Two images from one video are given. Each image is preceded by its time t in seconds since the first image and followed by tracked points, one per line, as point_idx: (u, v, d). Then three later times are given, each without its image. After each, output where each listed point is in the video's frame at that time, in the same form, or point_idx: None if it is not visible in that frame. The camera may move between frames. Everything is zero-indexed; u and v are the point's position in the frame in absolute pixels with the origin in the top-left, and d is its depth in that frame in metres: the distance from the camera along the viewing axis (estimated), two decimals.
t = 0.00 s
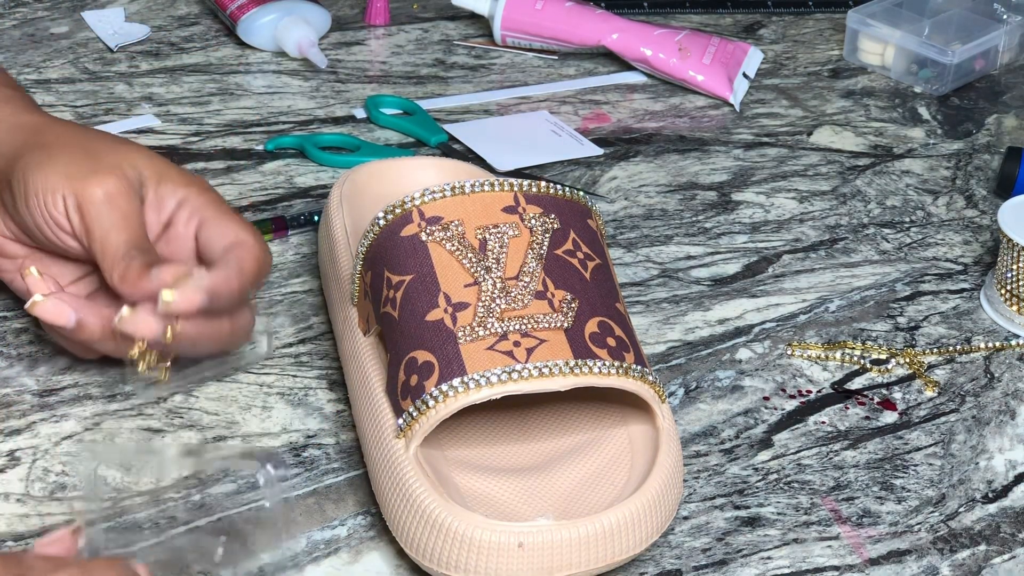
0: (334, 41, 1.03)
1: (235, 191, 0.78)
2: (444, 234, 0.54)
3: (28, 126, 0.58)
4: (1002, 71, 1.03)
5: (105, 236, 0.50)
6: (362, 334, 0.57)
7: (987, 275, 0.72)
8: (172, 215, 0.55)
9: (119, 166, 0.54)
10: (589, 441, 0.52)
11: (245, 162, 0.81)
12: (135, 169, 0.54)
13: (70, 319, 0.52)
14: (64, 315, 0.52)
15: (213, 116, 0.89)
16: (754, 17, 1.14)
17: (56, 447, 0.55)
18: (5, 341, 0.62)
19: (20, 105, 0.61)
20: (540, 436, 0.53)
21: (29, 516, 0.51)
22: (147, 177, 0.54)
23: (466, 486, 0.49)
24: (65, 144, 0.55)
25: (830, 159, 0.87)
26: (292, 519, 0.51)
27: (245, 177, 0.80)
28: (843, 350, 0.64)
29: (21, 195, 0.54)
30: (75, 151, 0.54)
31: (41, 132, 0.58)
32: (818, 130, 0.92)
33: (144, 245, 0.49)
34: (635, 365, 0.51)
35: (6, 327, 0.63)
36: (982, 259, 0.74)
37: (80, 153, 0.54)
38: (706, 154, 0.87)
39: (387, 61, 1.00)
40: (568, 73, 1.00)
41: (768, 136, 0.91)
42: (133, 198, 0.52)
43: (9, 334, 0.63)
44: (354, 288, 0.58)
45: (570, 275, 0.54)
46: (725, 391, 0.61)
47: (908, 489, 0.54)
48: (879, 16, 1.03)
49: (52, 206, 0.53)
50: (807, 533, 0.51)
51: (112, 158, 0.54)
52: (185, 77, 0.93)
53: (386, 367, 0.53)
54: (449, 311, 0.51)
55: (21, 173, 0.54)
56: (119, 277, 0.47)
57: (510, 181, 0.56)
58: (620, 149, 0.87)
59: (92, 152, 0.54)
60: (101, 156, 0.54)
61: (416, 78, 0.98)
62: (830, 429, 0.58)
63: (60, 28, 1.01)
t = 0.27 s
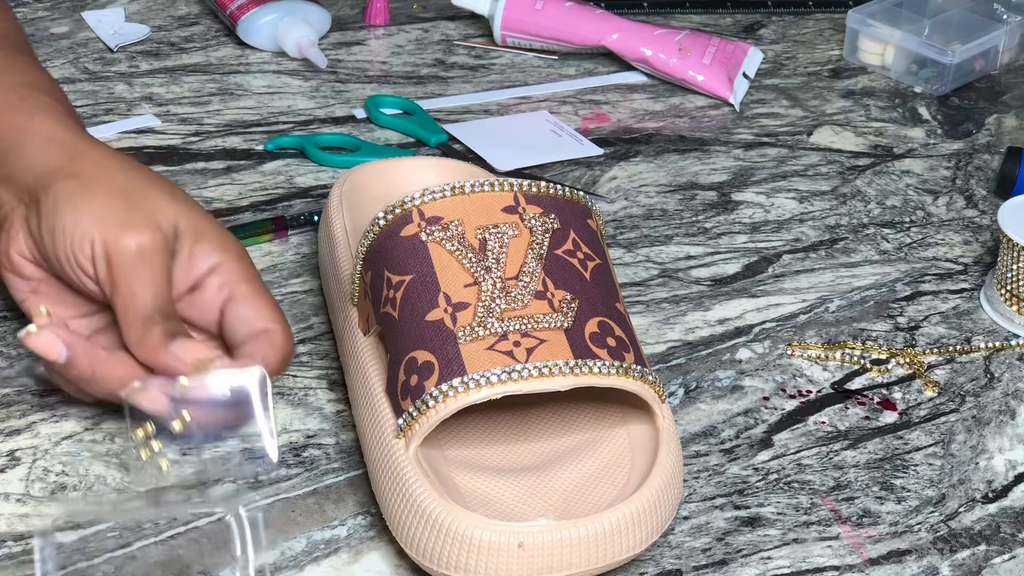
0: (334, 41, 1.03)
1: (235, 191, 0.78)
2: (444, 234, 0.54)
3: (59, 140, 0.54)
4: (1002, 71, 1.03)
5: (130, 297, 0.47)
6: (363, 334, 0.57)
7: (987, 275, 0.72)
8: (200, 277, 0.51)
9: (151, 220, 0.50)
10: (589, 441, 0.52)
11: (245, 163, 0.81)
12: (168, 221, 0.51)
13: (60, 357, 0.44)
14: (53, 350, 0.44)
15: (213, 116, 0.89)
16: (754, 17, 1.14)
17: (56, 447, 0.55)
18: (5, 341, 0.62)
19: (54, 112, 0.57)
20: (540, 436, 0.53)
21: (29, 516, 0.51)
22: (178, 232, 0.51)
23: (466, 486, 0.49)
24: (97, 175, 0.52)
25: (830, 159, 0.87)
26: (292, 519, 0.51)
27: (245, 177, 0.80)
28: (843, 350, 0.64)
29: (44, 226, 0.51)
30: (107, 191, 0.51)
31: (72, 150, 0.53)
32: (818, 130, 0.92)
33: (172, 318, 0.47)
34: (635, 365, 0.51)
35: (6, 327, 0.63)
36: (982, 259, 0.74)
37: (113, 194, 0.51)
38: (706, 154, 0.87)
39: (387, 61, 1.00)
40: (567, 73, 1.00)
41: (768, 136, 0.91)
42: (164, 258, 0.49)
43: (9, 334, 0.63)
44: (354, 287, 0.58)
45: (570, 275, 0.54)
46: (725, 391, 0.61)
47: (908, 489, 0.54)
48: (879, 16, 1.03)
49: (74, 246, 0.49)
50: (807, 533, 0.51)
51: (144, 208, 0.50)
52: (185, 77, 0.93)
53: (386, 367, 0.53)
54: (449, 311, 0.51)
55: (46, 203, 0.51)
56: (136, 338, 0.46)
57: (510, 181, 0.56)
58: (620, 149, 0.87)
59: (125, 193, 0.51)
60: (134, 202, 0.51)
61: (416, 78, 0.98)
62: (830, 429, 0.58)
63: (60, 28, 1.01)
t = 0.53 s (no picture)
0: (334, 41, 1.03)
1: (235, 191, 0.78)
2: (444, 234, 0.54)
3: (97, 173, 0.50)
4: (1002, 71, 1.03)
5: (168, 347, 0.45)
6: (363, 333, 0.57)
7: (987, 275, 0.72)
8: (242, 323, 0.49)
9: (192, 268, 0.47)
10: (589, 441, 0.52)
11: (245, 163, 0.81)
12: (208, 263, 0.48)
13: (89, 418, 0.47)
14: (82, 414, 0.47)
15: (213, 116, 0.89)
16: (754, 17, 1.14)
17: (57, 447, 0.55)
18: (5, 341, 0.62)
19: (92, 136, 0.52)
20: (540, 436, 0.53)
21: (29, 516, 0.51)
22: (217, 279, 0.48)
23: (466, 485, 0.49)
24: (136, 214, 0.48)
25: (830, 159, 0.87)
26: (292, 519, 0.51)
27: (245, 177, 0.80)
28: (843, 350, 0.64)
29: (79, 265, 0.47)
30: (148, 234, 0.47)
31: (111, 181, 0.50)
32: (818, 130, 0.92)
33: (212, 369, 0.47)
34: (635, 365, 0.51)
35: (7, 327, 0.63)
36: (982, 259, 0.74)
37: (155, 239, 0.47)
38: (706, 154, 0.87)
39: (386, 61, 1.00)
40: (567, 73, 1.00)
41: (768, 136, 0.91)
42: (204, 310, 0.47)
43: (9, 334, 0.63)
44: (354, 287, 0.58)
45: (570, 275, 0.54)
46: (725, 391, 0.61)
47: (908, 489, 0.54)
48: (879, 16, 1.03)
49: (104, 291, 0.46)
50: (807, 533, 0.51)
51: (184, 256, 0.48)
52: (185, 77, 0.93)
53: (386, 367, 0.53)
54: (449, 311, 0.51)
55: (83, 241, 0.47)
56: (176, 390, 0.45)
57: (510, 181, 0.56)
58: (620, 149, 0.87)
59: (166, 236, 0.48)
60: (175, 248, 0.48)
61: (416, 78, 0.98)
62: (830, 429, 0.58)
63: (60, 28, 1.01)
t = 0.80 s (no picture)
0: (334, 41, 1.03)
1: (235, 191, 0.78)
2: (444, 234, 0.54)
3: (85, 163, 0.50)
4: (1002, 71, 1.03)
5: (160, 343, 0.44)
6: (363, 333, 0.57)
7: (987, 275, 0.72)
8: (232, 320, 0.49)
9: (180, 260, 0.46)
10: (589, 441, 0.52)
11: (245, 162, 0.81)
12: (194, 252, 0.47)
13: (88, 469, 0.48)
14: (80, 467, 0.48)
15: (213, 116, 0.89)
16: (754, 17, 1.14)
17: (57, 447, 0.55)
18: (5, 341, 0.62)
19: (84, 127, 0.52)
20: (539, 436, 0.53)
21: (28, 515, 0.51)
22: (204, 269, 0.47)
23: (466, 486, 0.49)
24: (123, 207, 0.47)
25: (830, 159, 0.87)
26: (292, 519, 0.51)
27: (245, 177, 0.80)
28: (843, 350, 0.64)
29: (66, 258, 0.47)
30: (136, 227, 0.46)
31: (96, 175, 0.49)
32: (818, 130, 0.92)
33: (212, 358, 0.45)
34: (635, 365, 0.51)
35: (7, 327, 0.63)
36: (982, 259, 0.74)
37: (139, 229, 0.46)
38: (706, 154, 0.87)
39: (386, 61, 1.00)
40: (568, 73, 1.00)
41: (768, 136, 0.91)
42: (195, 301, 0.46)
43: (9, 334, 0.63)
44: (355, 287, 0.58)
45: (570, 275, 0.54)
46: (725, 391, 0.61)
47: (908, 489, 0.54)
48: (879, 17, 1.03)
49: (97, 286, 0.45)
50: (807, 533, 0.51)
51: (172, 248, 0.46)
52: (185, 77, 0.93)
53: (386, 367, 0.53)
54: (449, 311, 0.51)
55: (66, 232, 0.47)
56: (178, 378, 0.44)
57: (510, 181, 0.56)
58: (620, 149, 0.87)
59: (152, 228, 0.47)
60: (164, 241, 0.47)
61: (416, 78, 0.98)
62: (830, 429, 0.58)
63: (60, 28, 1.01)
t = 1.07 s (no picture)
0: (334, 41, 1.03)
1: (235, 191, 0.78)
2: (444, 234, 0.54)
3: None
4: (1002, 71, 1.03)
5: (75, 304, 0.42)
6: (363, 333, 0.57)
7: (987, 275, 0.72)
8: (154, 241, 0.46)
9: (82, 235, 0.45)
10: (590, 441, 0.52)
11: (245, 162, 0.81)
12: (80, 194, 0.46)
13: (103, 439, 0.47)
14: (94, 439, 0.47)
15: (213, 116, 0.89)
16: (754, 17, 1.14)
17: (56, 448, 0.55)
18: (5, 341, 0.62)
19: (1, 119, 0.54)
20: (540, 436, 0.53)
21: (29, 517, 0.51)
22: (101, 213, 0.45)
23: (467, 485, 0.49)
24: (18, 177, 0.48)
25: (830, 159, 0.87)
26: (292, 519, 0.51)
27: (245, 177, 0.80)
28: (843, 350, 0.64)
29: None
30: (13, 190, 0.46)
31: None
32: (818, 130, 0.92)
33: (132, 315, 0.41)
34: (635, 365, 0.51)
35: (6, 327, 0.63)
36: (982, 259, 0.74)
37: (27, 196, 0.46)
38: (706, 154, 0.87)
39: (386, 61, 1.00)
40: (568, 73, 1.00)
41: (768, 136, 0.91)
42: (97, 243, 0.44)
43: (9, 334, 0.63)
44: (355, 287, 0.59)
45: (570, 275, 0.54)
46: (725, 391, 0.61)
47: (908, 489, 0.54)
48: (879, 16, 1.03)
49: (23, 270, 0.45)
50: (807, 533, 0.51)
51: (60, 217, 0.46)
52: (185, 78, 0.93)
53: (386, 367, 0.53)
54: (449, 311, 0.51)
55: None
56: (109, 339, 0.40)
57: (510, 181, 0.56)
58: (620, 149, 0.87)
59: (37, 191, 0.46)
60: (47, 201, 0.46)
61: (416, 78, 0.98)
62: (830, 429, 0.58)
63: (60, 28, 1.01)
